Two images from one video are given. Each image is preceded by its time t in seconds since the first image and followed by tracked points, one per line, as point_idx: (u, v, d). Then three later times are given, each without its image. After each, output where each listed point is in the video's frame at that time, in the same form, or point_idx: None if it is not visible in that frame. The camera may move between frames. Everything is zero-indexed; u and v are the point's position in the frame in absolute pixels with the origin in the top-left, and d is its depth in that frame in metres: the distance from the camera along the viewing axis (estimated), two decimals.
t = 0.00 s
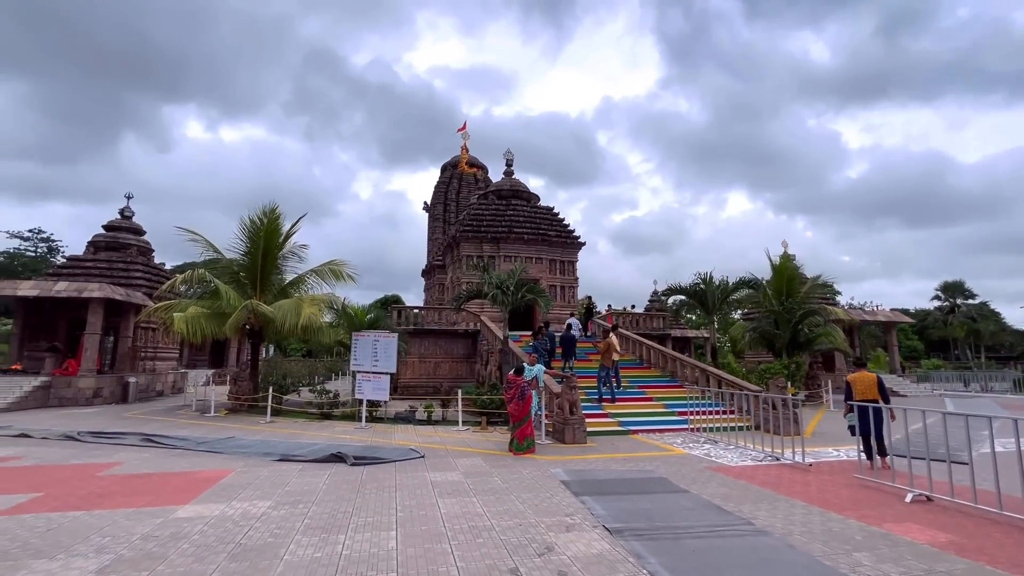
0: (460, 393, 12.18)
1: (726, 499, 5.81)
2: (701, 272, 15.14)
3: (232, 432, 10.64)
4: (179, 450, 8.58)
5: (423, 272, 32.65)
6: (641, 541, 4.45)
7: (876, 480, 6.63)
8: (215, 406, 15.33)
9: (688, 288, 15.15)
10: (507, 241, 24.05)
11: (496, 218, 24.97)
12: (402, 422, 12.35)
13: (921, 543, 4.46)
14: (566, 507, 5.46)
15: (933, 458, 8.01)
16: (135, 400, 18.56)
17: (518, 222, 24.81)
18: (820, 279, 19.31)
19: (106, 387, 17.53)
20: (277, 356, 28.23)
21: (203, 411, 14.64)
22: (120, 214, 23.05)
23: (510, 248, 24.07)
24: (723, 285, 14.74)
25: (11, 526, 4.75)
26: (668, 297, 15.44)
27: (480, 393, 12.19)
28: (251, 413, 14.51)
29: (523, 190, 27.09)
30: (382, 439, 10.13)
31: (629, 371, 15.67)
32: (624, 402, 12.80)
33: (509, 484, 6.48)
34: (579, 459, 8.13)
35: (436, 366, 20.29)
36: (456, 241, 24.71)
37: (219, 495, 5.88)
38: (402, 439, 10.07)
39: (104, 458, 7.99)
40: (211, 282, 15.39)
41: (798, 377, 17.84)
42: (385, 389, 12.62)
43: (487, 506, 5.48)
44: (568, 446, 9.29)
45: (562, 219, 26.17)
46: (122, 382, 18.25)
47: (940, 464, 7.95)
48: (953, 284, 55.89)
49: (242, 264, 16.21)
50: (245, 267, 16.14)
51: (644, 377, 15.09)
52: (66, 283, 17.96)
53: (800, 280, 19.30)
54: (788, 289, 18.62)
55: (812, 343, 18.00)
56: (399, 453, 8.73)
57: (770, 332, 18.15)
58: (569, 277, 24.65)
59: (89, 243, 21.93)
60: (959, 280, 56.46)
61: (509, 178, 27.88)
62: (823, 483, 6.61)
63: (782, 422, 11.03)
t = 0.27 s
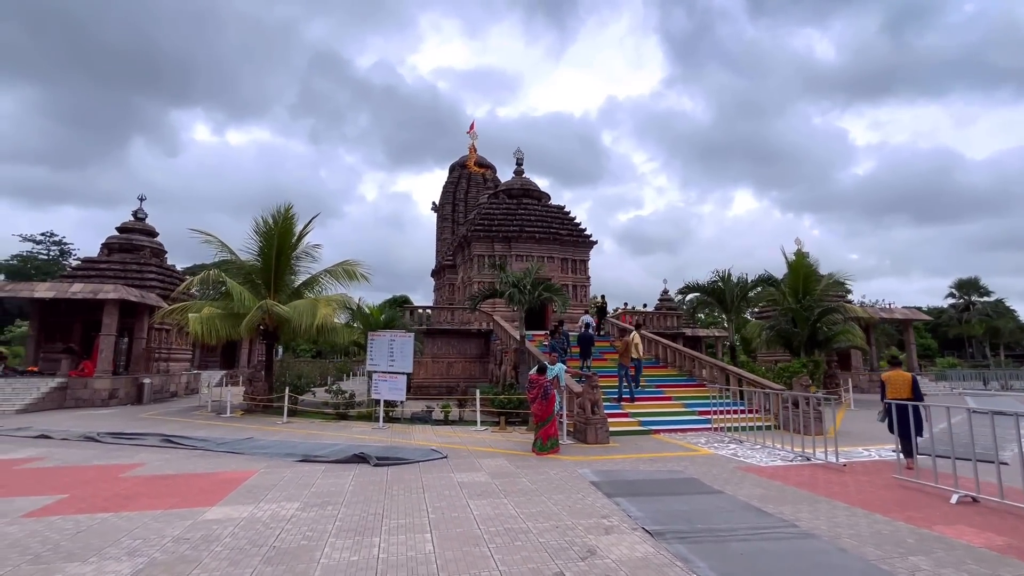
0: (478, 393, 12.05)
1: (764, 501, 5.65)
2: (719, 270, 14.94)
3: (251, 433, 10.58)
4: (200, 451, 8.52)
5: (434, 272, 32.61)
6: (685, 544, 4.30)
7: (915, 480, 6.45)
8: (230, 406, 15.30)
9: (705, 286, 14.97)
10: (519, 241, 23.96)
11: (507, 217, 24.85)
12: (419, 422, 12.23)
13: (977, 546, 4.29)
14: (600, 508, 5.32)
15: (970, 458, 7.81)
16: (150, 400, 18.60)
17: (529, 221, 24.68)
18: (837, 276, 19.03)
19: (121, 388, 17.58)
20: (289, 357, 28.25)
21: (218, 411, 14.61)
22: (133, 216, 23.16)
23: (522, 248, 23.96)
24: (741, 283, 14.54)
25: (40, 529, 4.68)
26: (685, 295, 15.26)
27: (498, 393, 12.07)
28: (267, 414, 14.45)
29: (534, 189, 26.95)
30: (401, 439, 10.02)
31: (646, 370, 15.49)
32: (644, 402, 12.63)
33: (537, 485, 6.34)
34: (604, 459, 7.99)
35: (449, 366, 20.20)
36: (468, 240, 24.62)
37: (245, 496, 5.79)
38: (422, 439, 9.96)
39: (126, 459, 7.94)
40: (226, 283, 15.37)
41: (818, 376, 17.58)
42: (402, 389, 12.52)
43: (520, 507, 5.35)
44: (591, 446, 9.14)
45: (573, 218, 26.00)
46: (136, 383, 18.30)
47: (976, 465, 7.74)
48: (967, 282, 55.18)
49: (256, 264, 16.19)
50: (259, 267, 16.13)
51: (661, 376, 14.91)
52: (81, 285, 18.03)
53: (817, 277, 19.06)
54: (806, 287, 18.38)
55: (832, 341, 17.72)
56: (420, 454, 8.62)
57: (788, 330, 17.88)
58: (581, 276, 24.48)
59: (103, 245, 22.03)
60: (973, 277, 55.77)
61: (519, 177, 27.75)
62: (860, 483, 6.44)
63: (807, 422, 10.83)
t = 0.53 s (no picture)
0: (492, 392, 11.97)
1: (797, 500, 5.55)
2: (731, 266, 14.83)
3: (265, 433, 10.49)
4: (216, 451, 8.43)
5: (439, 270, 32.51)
6: (727, 545, 4.19)
7: (947, 478, 6.35)
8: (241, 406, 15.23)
9: (718, 283, 14.87)
10: (526, 238, 23.85)
11: (514, 215, 24.73)
12: (432, 421, 12.13)
13: None
14: (632, 508, 5.22)
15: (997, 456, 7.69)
16: (159, 401, 18.56)
17: (536, 218, 24.56)
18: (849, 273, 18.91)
19: (130, 388, 17.53)
20: (295, 356, 28.18)
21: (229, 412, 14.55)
22: (139, 216, 23.10)
23: (529, 245, 23.86)
24: (754, 280, 14.43)
25: (66, 532, 4.59)
26: (698, 292, 15.18)
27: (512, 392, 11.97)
28: (277, 414, 14.38)
29: (541, 186, 26.82)
30: (416, 438, 9.92)
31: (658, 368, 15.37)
32: (658, 400, 12.51)
33: (563, 484, 6.24)
34: (626, 458, 7.89)
35: (458, 365, 20.11)
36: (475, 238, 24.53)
37: (269, 497, 5.71)
38: (438, 439, 9.87)
39: (144, 460, 7.87)
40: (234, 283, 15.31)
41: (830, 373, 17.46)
42: (414, 389, 12.43)
43: (550, 508, 5.26)
44: (609, 445, 9.04)
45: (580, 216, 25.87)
46: (145, 383, 18.24)
47: (1004, 462, 7.63)
48: (973, 278, 54.92)
49: (264, 264, 16.10)
50: (267, 267, 16.06)
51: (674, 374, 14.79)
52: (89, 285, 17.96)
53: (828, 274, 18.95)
54: (817, 284, 18.27)
55: (844, 338, 17.59)
56: (439, 453, 8.54)
57: (800, 327, 17.76)
58: (588, 274, 24.36)
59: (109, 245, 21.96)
60: (979, 273, 55.51)
61: (525, 175, 27.63)
62: (891, 482, 6.34)
63: (826, 420, 10.73)
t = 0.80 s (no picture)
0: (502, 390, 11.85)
1: (828, 498, 5.44)
2: (741, 262, 14.72)
3: (274, 432, 10.36)
4: (227, 451, 8.30)
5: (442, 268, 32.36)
6: (766, 546, 4.07)
7: (976, 474, 6.25)
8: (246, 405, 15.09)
9: (729, 279, 14.80)
10: (530, 235, 23.71)
11: (518, 212, 24.58)
12: (442, 420, 12.01)
13: None
14: (661, 508, 5.10)
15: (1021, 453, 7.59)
16: (163, 400, 18.42)
17: (541, 215, 24.40)
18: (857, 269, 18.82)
19: (134, 388, 17.39)
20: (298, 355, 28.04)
21: (235, 411, 14.40)
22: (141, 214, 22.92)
23: (534, 242, 23.71)
24: (765, 275, 14.33)
25: (83, 535, 4.46)
26: (709, 288, 15.16)
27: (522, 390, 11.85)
28: (284, 413, 14.24)
29: (545, 183, 26.66)
30: (428, 437, 9.80)
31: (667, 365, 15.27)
32: (670, 397, 12.39)
33: (586, 484, 6.12)
34: (645, 456, 7.78)
35: (463, 362, 19.98)
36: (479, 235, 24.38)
37: (287, 498, 5.58)
38: (450, 437, 9.75)
39: (154, 460, 7.73)
40: (240, 281, 15.15)
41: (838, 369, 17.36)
42: (423, 387, 12.30)
43: (577, 508, 5.14)
44: (625, 443, 8.93)
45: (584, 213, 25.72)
46: (149, 382, 18.09)
47: None
48: (975, 274, 54.91)
49: (269, 262, 15.94)
50: (272, 265, 15.89)
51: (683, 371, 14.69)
52: (92, 284, 17.79)
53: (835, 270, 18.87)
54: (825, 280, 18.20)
55: (852, 334, 17.49)
56: (453, 452, 8.41)
57: (808, 323, 17.65)
58: (593, 271, 24.22)
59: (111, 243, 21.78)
60: (981, 269, 55.47)
61: (529, 171, 27.47)
62: (919, 479, 6.23)
63: (840, 416, 10.64)
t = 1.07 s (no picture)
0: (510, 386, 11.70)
1: (859, 496, 5.30)
2: (749, 256, 14.57)
3: (280, 431, 10.17)
4: (234, 451, 8.10)
5: (443, 265, 32.13)
6: (809, 548, 3.92)
7: (1004, 469, 6.12)
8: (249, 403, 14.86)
9: (736, 274, 14.64)
10: (533, 231, 23.52)
11: (520, 207, 24.36)
12: (449, 417, 11.84)
13: None
14: (690, 507, 4.93)
15: None
16: (162, 399, 18.17)
17: (543, 210, 24.19)
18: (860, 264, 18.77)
19: (133, 386, 17.14)
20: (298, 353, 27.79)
21: (238, 409, 14.18)
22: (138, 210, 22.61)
23: (536, 238, 23.53)
24: (773, 270, 14.19)
25: (92, 541, 4.26)
26: (715, 282, 14.99)
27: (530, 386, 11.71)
28: (287, 411, 14.02)
29: (546, 178, 26.43)
30: (438, 435, 9.63)
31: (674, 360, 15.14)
32: (679, 392, 12.24)
33: (608, 482, 5.96)
34: (662, 453, 7.64)
35: (466, 359, 19.82)
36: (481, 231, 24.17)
37: (302, 499, 5.41)
38: (461, 435, 9.58)
39: (160, 460, 7.52)
40: (241, 277, 14.91)
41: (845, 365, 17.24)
42: (430, 384, 12.12)
43: (604, 507, 4.97)
44: (639, 440, 8.78)
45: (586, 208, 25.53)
46: (148, 381, 17.84)
47: None
48: (973, 268, 55.14)
49: (270, 258, 15.70)
50: (273, 261, 15.64)
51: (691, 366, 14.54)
52: (89, 281, 17.50)
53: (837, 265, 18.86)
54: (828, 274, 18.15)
55: (859, 330, 17.38)
56: (465, 451, 8.24)
57: (814, 318, 17.51)
58: (596, 266, 24.04)
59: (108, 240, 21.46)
60: (978, 264, 55.68)
61: (530, 166, 27.23)
62: (947, 475, 6.10)
63: (855, 413, 10.51)
